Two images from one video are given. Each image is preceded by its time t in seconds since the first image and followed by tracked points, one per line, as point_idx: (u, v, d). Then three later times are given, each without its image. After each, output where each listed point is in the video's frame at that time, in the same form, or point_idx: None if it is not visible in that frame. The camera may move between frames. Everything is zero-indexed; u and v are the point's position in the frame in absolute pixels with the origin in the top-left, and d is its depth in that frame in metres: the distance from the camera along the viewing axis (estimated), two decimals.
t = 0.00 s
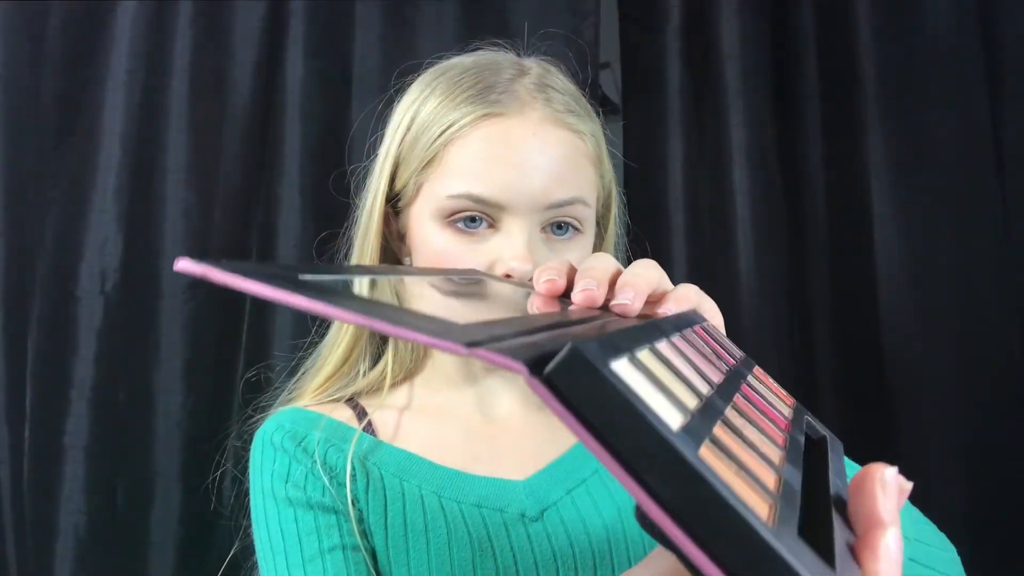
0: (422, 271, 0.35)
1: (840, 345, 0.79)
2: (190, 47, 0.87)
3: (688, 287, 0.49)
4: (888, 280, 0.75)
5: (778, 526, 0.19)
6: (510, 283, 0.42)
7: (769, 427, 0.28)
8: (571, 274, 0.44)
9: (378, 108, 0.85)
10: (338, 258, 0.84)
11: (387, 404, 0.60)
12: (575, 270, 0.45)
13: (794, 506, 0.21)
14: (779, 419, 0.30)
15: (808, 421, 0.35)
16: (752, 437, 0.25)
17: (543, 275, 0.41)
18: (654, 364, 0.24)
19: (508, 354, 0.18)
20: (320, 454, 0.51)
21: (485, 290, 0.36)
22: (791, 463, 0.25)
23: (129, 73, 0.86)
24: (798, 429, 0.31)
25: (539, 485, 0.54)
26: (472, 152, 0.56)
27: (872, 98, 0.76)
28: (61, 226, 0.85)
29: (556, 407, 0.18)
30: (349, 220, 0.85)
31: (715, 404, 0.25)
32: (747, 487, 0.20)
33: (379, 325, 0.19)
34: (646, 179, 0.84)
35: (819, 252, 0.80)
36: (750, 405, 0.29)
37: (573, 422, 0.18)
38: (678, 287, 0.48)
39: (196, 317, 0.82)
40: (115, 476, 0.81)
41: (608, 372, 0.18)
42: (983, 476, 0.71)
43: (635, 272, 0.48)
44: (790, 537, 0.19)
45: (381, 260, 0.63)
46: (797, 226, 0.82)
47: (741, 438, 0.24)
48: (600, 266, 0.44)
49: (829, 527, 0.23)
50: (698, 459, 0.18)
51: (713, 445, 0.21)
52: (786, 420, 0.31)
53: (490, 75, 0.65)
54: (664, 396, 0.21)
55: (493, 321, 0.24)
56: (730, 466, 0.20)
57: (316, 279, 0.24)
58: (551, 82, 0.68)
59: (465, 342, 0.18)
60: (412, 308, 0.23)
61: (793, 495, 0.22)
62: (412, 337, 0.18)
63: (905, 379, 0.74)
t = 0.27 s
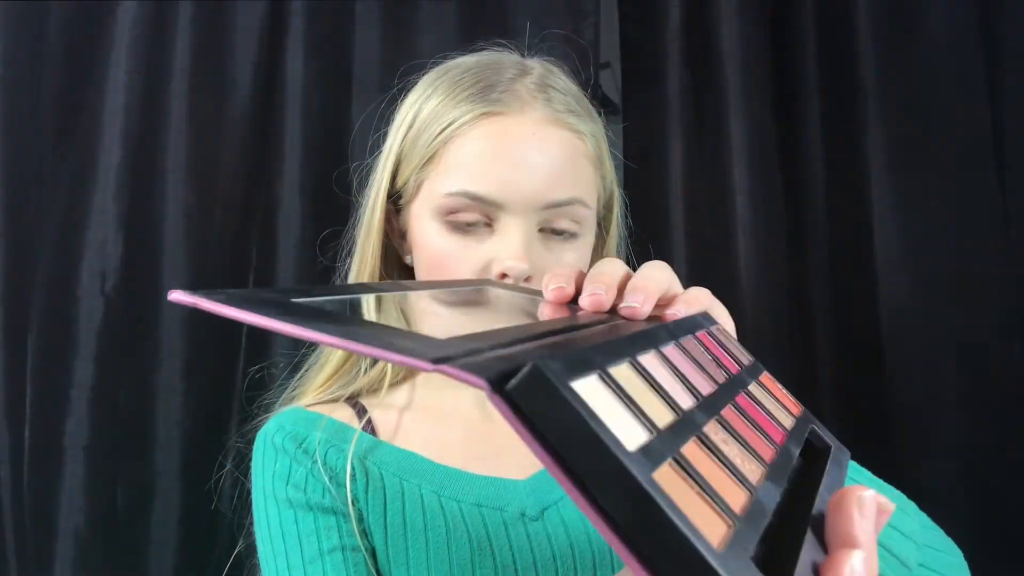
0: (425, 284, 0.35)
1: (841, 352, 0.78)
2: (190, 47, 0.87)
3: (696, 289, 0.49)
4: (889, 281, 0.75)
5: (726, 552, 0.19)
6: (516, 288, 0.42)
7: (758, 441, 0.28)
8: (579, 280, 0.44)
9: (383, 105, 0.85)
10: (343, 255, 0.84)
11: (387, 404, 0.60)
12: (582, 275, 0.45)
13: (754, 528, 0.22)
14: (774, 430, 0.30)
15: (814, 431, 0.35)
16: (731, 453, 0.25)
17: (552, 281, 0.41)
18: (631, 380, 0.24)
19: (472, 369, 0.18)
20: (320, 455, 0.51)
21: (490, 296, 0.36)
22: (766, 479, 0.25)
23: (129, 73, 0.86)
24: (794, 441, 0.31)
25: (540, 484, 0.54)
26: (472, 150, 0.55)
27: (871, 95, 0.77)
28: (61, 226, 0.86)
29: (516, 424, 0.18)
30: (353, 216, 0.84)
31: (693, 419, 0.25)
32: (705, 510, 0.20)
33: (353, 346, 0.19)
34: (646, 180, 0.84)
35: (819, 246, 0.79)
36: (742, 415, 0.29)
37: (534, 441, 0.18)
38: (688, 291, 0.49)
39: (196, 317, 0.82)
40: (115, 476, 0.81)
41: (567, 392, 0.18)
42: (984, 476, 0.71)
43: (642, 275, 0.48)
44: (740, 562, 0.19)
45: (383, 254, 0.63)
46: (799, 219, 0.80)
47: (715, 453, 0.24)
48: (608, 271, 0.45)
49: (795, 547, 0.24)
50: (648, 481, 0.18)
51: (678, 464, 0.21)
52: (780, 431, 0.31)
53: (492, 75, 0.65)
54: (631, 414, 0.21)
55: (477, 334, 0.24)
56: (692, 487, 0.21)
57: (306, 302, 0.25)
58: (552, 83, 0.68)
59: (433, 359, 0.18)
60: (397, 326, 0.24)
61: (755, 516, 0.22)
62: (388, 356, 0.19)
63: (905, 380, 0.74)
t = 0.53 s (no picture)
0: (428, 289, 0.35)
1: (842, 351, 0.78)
2: (190, 47, 0.87)
3: (703, 290, 0.49)
4: (888, 281, 0.76)
5: (733, 552, 0.19)
6: (521, 291, 0.42)
7: (763, 443, 0.28)
8: (586, 283, 0.44)
9: (384, 105, 0.86)
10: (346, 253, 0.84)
11: (388, 403, 0.60)
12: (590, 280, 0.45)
13: (761, 528, 0.22)
14: (779, 431, 0.30)
15: (818, 434, 0.35)
16: (736, 454, 0.25)
17: (558, 282, 0.40)
18: (640, 378, 0.24)
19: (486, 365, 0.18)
20: (321, 453, 0.51)
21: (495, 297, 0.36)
22: (773, 480, 0.25)
23: (129, 73, 0.86)
24: (798, 443, 0.31)
25: (540, 483, 0.54)
26: (471, 151, 0.55)
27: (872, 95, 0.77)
28: (61, 226, 0.85)
29: (527, 418, 0.18)
30: (354, 217, 0.84)
31: (701, 418, 0.25)
32: (711, 509, 0.20)
33: (365, 343, 0.19)
34: (646, 180, 0.84)
35: (820, 250, 0.79)
36: (747, 416, 0.29)
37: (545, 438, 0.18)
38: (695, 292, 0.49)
39: (196, 317, 0.82)
40: (115, 476, 0.81)
41: (579, 388, 0.18)
42: (983, 476, 0.71)
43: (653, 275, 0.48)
44: (748, 564, 0.19)
45: (383, 253, 0.63)
46: (798, 223, 0.81)
47: (722, 453, 0.24)
48: (615, 271, 0.44)
49: (800, 545, 0.24)
50: (657, 479, 0.18)
51: (685, 464, 0.21)
52: (786, 433, 0.31)
53: (492, 76, 0.65)
54: (640, 412, 0.21)
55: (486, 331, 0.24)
56: (698, 487, 0.21)
57: (316, 304, 0.25)
58: (552, 84, 0.68)
59: (444, 355, 0.18)
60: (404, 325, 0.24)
61: (762, 517, 0.22)
62: (395, 352, 0.19)
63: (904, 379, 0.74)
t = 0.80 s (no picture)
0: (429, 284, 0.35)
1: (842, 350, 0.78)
2: (189, 47, 0.87)
3: (706, 287, 0.49)
4: (888, 281, 0.76)
5: (720, 545, 0.19)
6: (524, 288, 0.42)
7: (759, 439, 0.28)
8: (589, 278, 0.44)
9: (386, 106, 0.86)
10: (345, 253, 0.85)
11: (387, 403, 0.60)
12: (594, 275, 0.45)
13: (751, 522, 0.22)
14: (776, 428, 0.30)
15: (818, 433, 0.35)
16: (731, 449, 0.25)
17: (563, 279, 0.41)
18: (637, 372, 0.24)
19: (481, 353, 0.18)
20: (321, 452, 0.51)
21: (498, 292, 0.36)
22: (766, 475, 0.25)
23: (128, 73, 0.86)
24: (796, 441, 0.31)
25: (539, 483, 0.54)
26: (472, 156, 0.56)
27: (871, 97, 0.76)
28: (60, 225, 0.85)
29: (519, 408, 0.18)
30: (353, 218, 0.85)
31: (696, 413, 0.25)
32: (700, 500, 0.20)
33: (364, 333, 0.19)
34: (646, 180, 0.83)
35: (820, 249, 0.79)
36: (745, 413, 0.29)
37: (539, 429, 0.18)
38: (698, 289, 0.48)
39: (196, 317, 0.82)
40: (115, 477, 0.80)
41: (571, 378, 0.19)
42: (982, 476, 0.71)
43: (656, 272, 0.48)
44: (735, 557, 0.19)
45: (382, 256, 0.63)
46: (797, 225, 0.81)
47: (716, 448, 0.24)
48: (619, 268, 0.44)
49: (791, 542, 0.24)
50: (647, 471, 0.18)
51: (677, 457, 0.21)
52: (783, 431, 0.31)
53: (492, 80, 0.65)
54: (634, 405, 0.21)
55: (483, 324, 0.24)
56: (689, 478, 0.20)
57: (318, 298, 0.25)
58: (553, 88, 0.68)
59: (441, 343, 0.18)
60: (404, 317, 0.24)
61: (754, 511, 0.22)
62: (396, 341, 0.19)
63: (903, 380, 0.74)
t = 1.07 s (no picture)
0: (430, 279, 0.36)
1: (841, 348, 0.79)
2: (189, 47, 0.87)
3: (706, 279, 0.49)
4: (888, 280, 0.76)
5: (721, 523, 0.19)
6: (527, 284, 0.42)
7: (760, 427, 0.28)
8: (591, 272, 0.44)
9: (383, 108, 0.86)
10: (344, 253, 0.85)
11: (387, 403, 0.60)
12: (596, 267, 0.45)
13: (753, 505, 0.22)
14: (776, 417, 0.30)
15: (816, 423, 0.35)
16: (731, 435, 0.25)
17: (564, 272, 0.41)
18: (639, 356, 0.24)
19: (486, 337, 0.18)
20: (322, 451, 0.51)
21: (499, 287, 0.36)
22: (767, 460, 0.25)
23: (128, 73, 0.86)
24: (796, 430, 0.31)
25: (540, 483, 0.54)
26: (469, 154, 0.55)
27: (872, 97, 0.76)
28: (60, 225, 0.85)
29: (524, 389, 0.18)
30: (353, 219, 0.84)
31: (697, 398, 0.25)
32: (701, 483, 0.20)
33: (370, 318, 0.19)
34: (646, 179, 0.83)
35: (820, 250, 0.79)
36: (746, 401, 0.29)
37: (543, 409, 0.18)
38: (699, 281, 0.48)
39: (196, 317, 0.82)
40: (115, 477, 0.80)
41: (576, 359, 0.19)
42: (982, 475, 0.71)
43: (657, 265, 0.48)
44: (738, 537, 0.19)
45: (382, 258, 0.63)
46: (796, 225, 0.81)
47: (717, 434, 0.24)
48: (620, 260, 0.44)
49: (789, 526, 0.24)
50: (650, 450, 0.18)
51: (678, 439, 0.21)
52: (782, 419, 0.31)
53: (489, 77, 0.65)
54: (636, 387, 0.21)
55: (483, 313, 0.24)
56: (691, 462, 0.21)
57: (321, 288, 0.25)
58: (549, 86, 0.68)
59: (445, 326, 0.18)
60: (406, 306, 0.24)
61: (754, 494, 0.22)
62: (399, 326, 0.19)
63: (903, 380, 0.74)
